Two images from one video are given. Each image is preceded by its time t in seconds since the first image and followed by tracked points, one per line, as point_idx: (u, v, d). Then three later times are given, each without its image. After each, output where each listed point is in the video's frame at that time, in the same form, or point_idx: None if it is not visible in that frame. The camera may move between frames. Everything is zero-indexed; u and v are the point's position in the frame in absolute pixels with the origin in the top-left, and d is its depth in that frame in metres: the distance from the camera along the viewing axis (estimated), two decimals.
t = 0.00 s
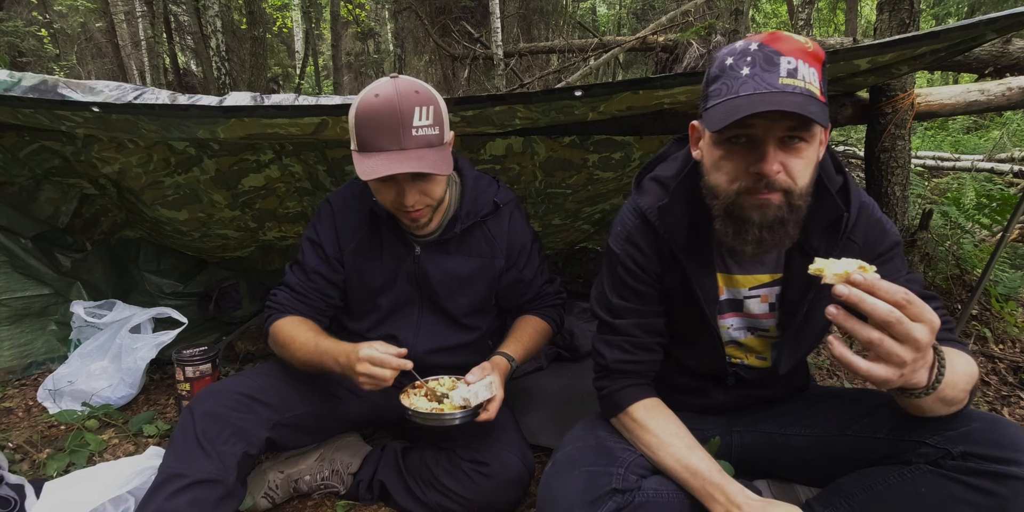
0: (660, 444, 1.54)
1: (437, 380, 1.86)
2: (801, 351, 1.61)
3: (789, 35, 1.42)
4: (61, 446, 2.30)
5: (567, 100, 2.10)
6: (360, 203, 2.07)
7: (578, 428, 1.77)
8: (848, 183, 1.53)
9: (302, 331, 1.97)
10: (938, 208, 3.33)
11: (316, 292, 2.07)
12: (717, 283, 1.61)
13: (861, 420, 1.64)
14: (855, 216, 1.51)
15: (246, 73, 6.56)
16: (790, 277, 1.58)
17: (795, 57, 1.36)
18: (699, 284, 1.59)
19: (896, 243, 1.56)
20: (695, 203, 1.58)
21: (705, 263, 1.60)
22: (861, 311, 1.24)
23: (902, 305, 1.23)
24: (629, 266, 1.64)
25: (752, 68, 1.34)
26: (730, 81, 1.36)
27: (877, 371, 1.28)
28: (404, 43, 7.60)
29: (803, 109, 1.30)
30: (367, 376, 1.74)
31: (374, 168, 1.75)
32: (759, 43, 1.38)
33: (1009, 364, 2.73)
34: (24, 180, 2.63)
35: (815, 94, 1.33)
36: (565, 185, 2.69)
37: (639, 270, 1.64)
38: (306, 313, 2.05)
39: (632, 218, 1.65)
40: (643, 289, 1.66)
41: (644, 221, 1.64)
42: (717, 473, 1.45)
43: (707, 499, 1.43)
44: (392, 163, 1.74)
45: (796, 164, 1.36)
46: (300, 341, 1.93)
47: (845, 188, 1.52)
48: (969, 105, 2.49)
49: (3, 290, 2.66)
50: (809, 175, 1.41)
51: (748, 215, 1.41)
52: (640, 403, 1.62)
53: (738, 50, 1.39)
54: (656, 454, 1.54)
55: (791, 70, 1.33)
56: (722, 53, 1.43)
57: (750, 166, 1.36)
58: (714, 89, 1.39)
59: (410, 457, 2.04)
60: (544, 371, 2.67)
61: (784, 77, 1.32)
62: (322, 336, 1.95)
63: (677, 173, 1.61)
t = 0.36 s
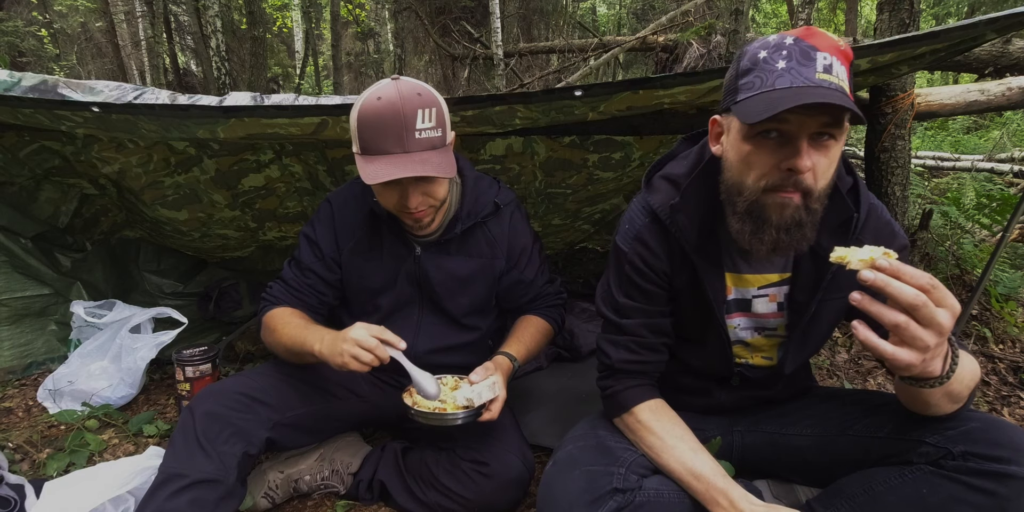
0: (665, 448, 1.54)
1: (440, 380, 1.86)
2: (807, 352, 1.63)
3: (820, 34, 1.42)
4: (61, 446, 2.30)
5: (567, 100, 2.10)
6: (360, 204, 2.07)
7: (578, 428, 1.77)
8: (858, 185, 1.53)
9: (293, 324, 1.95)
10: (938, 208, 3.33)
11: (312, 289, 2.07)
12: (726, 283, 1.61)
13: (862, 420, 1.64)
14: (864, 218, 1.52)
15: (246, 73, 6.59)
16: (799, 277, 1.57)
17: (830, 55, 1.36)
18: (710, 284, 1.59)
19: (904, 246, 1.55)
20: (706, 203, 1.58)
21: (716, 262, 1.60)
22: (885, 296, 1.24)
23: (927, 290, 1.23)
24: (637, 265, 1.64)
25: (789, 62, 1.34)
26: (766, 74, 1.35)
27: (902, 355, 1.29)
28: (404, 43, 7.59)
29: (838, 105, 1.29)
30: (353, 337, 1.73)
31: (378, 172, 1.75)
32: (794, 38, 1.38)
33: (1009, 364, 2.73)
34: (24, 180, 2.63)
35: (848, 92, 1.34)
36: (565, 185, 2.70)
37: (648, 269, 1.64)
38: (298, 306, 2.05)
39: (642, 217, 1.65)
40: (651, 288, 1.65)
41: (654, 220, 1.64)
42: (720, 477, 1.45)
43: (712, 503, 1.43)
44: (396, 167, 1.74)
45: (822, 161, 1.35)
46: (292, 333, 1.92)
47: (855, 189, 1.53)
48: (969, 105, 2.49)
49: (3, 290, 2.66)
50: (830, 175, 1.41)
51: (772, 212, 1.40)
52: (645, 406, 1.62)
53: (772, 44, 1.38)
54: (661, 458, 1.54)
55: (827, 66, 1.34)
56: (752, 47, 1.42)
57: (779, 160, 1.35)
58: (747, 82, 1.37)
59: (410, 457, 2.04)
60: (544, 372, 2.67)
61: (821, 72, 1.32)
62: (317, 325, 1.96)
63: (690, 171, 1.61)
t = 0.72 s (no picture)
0: (665, 448, 1.54)
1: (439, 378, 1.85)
2: (806, 350, 1.65)
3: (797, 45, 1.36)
4: (61, 446, 2.30)
5: (567, 100, 2.10)
6: (359, 203, 2.07)
7: (578, 427, 1.77)
8: (860, 185, 1.52)
9: (299, 332, 1.94)
10: (938, 208, 3.33)
11: (315, 289, 2.07)
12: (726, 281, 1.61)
13: (862, 419, 1.64)
14: (867, 218, 1.51)
15: (246, 73, 6.60)
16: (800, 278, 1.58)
17: (785, 74, 1.32)
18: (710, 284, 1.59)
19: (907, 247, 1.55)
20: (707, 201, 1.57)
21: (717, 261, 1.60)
22: (905, 286, 1.24)
23: (946, 280, 1.23)
24: (638, 263, 1.65)
25: (736, 80, 1.37)
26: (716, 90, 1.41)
27: (920, 346, 1.29)
28: (404, 43, 7.57)
29: (754, 131, 1.31)
30: (381, 347, 1.76)
31: (375, 174, 1.75)
32: (757, 53, 1.36)
33: (1009, 365, 2.73)
34: (24, 180, 2.63)
35: (789, 116, 1.31)
36: (565, 185, 2.69)
37: (649, 266, 1.64)
38: (302, 310, 2.04)
39: (643, 214, 1.65)
40: (652, 285, 1.66)
41: (655, 217, 1.63)
42: (722, 478, 1.45)
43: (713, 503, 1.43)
44: (393, 168, 1.74)
45: (759, 183, 1.35)
46: (300, 343, 1.90)
47: (858, 189, 1.52)
48: (969, 105, 2.49)
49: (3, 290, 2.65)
50: (787, 194, 1.39)
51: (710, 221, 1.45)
52: (646, 406, 1.61)
53: (740, 57, 1.40)
54: (662, 458, 1.54)
55: (769, 88, 1.33)
56: (734, 56, 1.44)
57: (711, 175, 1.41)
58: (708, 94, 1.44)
59: (410, 457, 2.04)
60: (544, 371, 2.67)
61: (758, 95, 1.33)
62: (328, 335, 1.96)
63: (691, 170, 1.60)
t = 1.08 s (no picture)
0: (664, 450, 1.54)
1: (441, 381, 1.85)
2: (799, 353, 1.63)
3: (757, 69, 1.34)
4: (61, 446, 2.30)
5: (567, 100, 2.10)
6: (359, 204, 2.07)
7: (578, 428, 1.77)
8: (851, 187, 1.52)
9: (292, 324, 1.94)
10: (938, 208, 3.33)
11: (313, 289, 2.07)
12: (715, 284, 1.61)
13: (862, 420, 1.64)
14: (858, 220, 1.51)
15: (246, 73, 6.61)
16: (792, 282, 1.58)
17: (737, 104, 1.33)
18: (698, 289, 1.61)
19: (899, 247, 1.55)
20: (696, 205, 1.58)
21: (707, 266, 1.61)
22: (897, 305, 1.24)
23: (938, 300, 1.23)
24: (629, 268, 1.65)
25: (697, 105, 1.41)
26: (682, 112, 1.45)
27: (910, 364, 1.30)
28: (404, 43, 7.56)
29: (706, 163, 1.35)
30: (370, 334, 1.75)
31: (375, 175, 1.75)
32: (716, 77, 1.37)
33: (1009, 364, 2.73)
34: (24, 180, 2.63)
35: (742, 146, 1.34)
36: (565, 185, 2.69)
37: (640, 271, 1.65)
38: (301, 307, 2.05)
39: (631, 220, 1.65)
40: (644, 290, 1.66)
41: (642, 222, 1.64)
42: (722, 478, 1.45)
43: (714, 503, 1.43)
44: (392, 171, 1.74)
45: (719, 204, 1.38)
46: (292, 335, 1.91)
47: (848, 191, 1.52)
48: (970, 105, 2.49)
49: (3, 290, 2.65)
50: (751, 215, 1.40)
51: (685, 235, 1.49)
52: (644, 408, 1.61)
53: (705, 77, 1.41)
54: (661, 459, 1.54)
55: (722, 119, 1.35)
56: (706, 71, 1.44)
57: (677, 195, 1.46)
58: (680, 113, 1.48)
59: (410, 457, 2.04)
60: (544, 372, 2.67)
61: (713, 125, 1.37)
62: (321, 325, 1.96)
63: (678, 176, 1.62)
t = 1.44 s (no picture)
0: (663, 450, 1.54)
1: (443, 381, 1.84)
2: (797, 353, 1.63)
3: (742, 68, 1.34)
4: (61, 446, 2.30)
5: (567, 100, 2.10)
6: (360, 203, 2.07)
7: (578, 428, 1.77)
8: (847, 186, 1.52)
9: (295, 325, 1.95)
10: (938, 208, 3.34)
11: (314, 290, 2.08)
12: (711, 284, 1.61)
13: (861, 420, 1.64)
14: (854, 219, 1.50)
15: (246, 73, 6.61)
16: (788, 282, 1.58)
17: (717, 101, 1.34)
18: (692, 289, 1.61)
19: (896, 247, 1.55)
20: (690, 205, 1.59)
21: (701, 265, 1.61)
22: (885, 317, 1.24)
23: (926, 312, 1.22)
24: (626, 268, 1.66)
25: (683, 103, 1.43)
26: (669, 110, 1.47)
27: (898, 375, 1.30)
28: (404, 42, 7.55)
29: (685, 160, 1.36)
30: (357, 334, 1.73)
31: (373, 169, 1.75)
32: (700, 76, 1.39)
33: (1009, 365, 2.73)
34: (24, 180, 2.63)
35: (721, 143, 1.34)
36: (565, 185, 2.69)
37: (637, 271, 1.66)
38: (302, 308, 2.05)
39: (628, 219, 1.66)
40: (641, 289, 1.67)
41: (638, 222, 1.64)
42: (722, 478, 1.45)
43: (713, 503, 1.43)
44: (389, 164, 1.74)
45: (700, 199, 1.39)
46: (292, 337, 1.91)
47: (844, 191, 1.52)
48: (970, 105, 2.49)
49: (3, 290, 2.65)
50: (733, 214, 1.40)
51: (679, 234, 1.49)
52: (643, 408, 1.61)
53: (692, 77, 1.43)
54: (660, 459, 1.54)
55: (704, 115, 1.36)
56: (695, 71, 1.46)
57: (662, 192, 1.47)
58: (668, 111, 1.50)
59: (410, 457, 2.04)
60: (544, 372, 2.67)
61: (694, 122, 1.38)
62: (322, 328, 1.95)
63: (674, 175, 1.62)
